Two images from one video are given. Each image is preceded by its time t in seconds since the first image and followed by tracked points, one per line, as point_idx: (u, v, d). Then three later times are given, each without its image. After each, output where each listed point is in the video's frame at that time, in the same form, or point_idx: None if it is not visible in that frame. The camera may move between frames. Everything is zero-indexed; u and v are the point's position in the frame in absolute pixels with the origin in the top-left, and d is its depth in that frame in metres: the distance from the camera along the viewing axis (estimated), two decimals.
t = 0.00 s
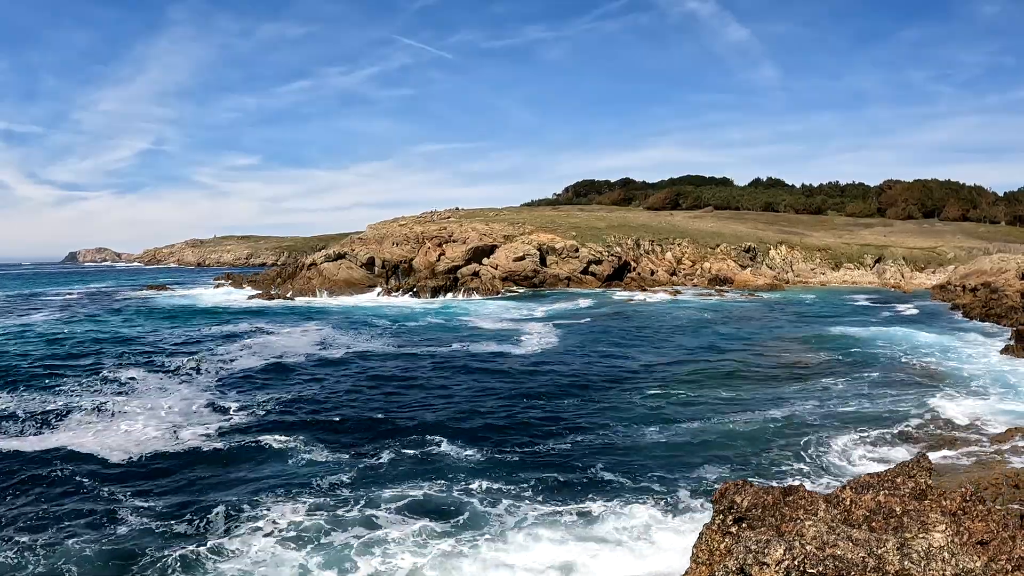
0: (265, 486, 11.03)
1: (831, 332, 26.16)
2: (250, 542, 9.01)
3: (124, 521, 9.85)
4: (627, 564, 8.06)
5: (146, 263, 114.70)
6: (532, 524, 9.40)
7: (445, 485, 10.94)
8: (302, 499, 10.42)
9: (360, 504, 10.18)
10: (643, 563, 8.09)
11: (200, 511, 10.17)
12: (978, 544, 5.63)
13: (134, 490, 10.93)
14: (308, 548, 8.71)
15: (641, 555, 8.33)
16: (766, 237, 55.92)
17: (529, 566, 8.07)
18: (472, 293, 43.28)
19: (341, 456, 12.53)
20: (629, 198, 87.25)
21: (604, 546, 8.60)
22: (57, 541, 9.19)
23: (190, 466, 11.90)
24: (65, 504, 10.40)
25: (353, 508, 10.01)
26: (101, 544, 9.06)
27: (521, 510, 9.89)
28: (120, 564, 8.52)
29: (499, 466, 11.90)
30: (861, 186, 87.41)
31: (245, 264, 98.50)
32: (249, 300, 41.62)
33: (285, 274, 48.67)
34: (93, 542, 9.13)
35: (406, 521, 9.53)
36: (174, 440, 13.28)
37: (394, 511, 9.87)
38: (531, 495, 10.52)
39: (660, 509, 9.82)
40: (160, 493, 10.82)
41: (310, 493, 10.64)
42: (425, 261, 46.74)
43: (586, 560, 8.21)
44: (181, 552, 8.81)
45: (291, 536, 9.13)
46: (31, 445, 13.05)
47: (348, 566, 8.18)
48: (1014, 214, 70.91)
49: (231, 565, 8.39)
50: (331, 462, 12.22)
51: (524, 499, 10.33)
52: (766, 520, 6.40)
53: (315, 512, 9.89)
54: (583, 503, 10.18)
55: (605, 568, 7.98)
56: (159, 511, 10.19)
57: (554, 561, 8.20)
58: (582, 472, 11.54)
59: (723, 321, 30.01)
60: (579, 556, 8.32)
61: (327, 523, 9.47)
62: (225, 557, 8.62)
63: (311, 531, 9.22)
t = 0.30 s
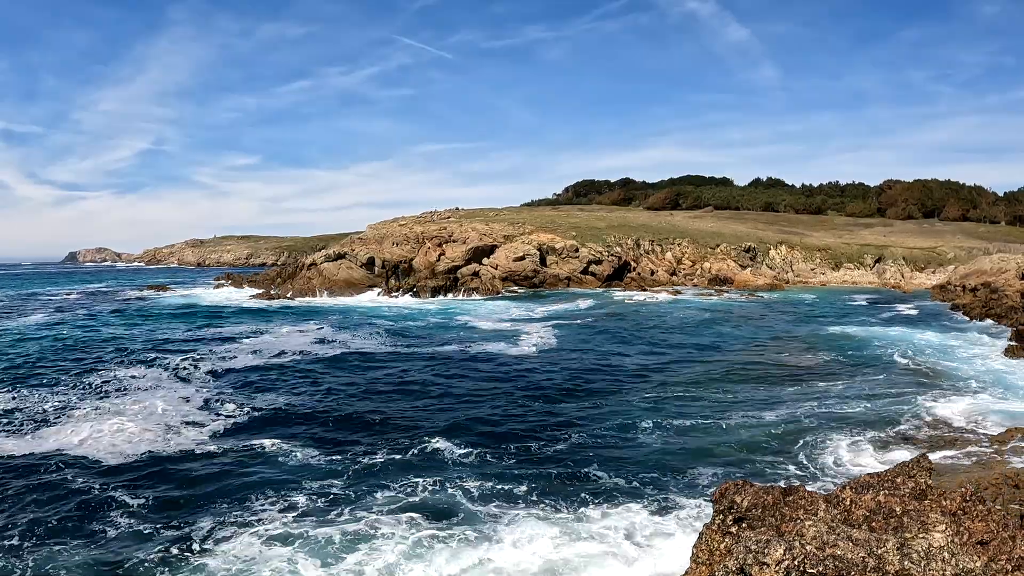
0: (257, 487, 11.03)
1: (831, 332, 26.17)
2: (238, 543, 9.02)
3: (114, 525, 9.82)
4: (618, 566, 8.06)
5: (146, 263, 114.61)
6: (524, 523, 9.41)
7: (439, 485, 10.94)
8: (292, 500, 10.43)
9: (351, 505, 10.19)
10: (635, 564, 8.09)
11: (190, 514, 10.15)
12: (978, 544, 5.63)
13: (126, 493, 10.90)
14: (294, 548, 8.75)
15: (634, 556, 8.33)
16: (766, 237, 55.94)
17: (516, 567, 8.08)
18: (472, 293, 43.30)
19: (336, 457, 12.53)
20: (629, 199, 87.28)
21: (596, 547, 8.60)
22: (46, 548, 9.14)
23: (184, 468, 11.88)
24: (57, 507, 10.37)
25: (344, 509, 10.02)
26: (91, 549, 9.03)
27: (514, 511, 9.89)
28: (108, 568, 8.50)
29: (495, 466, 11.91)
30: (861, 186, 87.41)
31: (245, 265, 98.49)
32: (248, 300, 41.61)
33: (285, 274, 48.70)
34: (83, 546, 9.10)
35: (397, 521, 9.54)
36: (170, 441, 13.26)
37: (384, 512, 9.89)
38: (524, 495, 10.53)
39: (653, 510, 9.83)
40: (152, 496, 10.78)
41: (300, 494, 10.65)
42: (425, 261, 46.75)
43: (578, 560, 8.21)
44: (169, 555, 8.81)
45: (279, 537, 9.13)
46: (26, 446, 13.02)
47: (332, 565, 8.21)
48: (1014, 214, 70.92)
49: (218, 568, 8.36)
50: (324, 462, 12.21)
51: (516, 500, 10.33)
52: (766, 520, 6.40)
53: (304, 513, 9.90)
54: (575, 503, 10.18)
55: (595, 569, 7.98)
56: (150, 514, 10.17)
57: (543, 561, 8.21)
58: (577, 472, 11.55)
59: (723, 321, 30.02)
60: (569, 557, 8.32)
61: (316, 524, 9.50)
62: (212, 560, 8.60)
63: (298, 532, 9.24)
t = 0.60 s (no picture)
0: (249, 489, 11.02)
1: (831, 332, 26.17)
2: (229, 546, 9.01)
3: (105, 527, 9.79)
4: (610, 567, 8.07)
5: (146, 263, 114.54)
6: (518, 525, 9.41)
7: (433, 486, 10.94)
8: (283, 503, 10.41)
9: (344, 507, 10.17)
10: (628, 565, 8.10)
11: (181, 516, 10.13)
12: (978, 544, 5.62)
13: (118, 494, 10.88)
14: (284, 551, 8.74)
15: (627, 557, 8.33)
16: (766, 237, 55.93)
17: (507, 568, 8.09)
18: (472, 293, 43.30)
19: (330, 458, 12.51)
20: (629, 198, 87.26)
21: (588, 547, 8.62)
22: (36, 551, 9.09)
23: (178, 470, 11.85)
24: (49, 510, 10.33)
25: (336, 511, 10.01)
26: (81, 551, 9.00)
27: (507, 512, 9.89)
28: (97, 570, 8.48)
29: (491, 467, 11.90)
30: (860, 186, 87.43)
31: (245, 265, 98.48)
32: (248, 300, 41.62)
33: (285, 274, 48.75)
34: (73, 549, 9.07)
35: (389, 523, 9.53)
36: (167, 442, 13.25)
37: (376, 514, 9.88)
38: (519, 495, 10.53)
39: (647, 510, 9.84)
40: (145, 497, 10.76)
41: (292, 497, 10.63)
42: (425, 261, 46.75)
43: (569, 561, 8.23)
44: (159, 559, 8.79)
45: (270, 540, 9.12)
46: (21, 446, 13.00)
47: (322, 568, 8.20)
48: (1014, 214, 70.92)
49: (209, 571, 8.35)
50: (318, 464, 12.20)
51: (510, 500, 10.34)
52: (766, 520, 6.40)
53: (295, 515, 9.89)
54: (569, 504, 10.18)
55: (586, 570, 8.00)
56: (142, 516, 10.14)
57: (534, 562, 8.22)
58: (572, 472, 11.55)
59: (723, 321, 30.00)
60: (560, 557, 8.33)
61: (307, 527, 9.49)
62: (202, 563, 8.58)
63: (289, 535, 9.24)
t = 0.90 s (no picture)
0: (240, 489, 11.04)
1: (830, 332, 26.15)
2: (218, 549, 8.99)
3: (93, 526, 9.80)
4: (601, 566, 8.11)
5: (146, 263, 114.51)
6: (511, 525, 9.44)
7: (426, 487, 10.96)
8: (274, 504, 10.42)
9: (336, 508, 10.18)
10: (622, 565, 8.13)
11: (171, 516, 10.15)
12: (978, 544, 5.62)
13: (108, 493, 10.89)
14: (273, 554, 8.73)
15: (620, 556, 8.36)
16: (766, 237, 55.94)
17: (498, 569, 8.09)
18: (472, 294, 43.30)
19: (323, 458, 12.50)
20: (629, 198, 87.25)
21: (581, 547, 8.65)
22: (25, 550, 9.10)
23: (171, 470, 11.85)
24: (39, 509, 10.34)
25: (329, 512, 10.02)
26: (69, 552, 9.00)
27: (500, 512, 9.91)
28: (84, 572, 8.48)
29: (486, 467, 11.92)
30: (860, 186, 87.44)
31: (245, 265, 98.52)
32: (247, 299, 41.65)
33: (285, 274, 48.85)
34: (62, 549, 9.08)
35: (382, 524, 9.55)
36: (162, 441, 13.25)
37: (369, 515, 9.88)
38: (512, 495, 10.56)
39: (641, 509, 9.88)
40: (135, 497, 10.78)
41: (283, 498, 10.63)
42: (425, 261, 46.75)
43: (559, 560, 8.26)
44: (147, 561, 8.77)
45: (260, 542, 9.13)
46: (15, 446, 13.01)
47: (312, 571, 8.19)
48: (1014, 214, 70.92)
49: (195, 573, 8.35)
50: (311, 464, 12.21)
51: (503, 500, 10.37)
52: (766, 520, 6.39)
53: (286, 517, 9.90)
54: (563, 504, 10.20)
55: (577, 569, 8.04)
56: (131, 516, 10.15)
57: (525, 562, 8.24)
58: (568, 472, 11.57)
59: (722, 321, 30.02)
60: (551, 556, 8.37)
61: (298, 528, 9.50)
62: (190, 565, 8.58)
63: (279, 537, 9.24)
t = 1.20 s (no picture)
0: (233, 489, 11.05)
1: (830, 332, 26.14)
2: (209, 550, 9.00)
3: (84, 526, 9.81)
4: (596, 567, 8.10)
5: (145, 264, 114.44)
6: (503, 525, 9.46)
7: (420, 487, 10.97)
8: (266, 503, 10.44)
9: (328, 508, 10.20)
10: (619, 567, 8.11)
11: (161, 515, 10.17)
12: (978, 544, 5.61)
13: (100, 493, 10.90)
14: (262, 555, 8.76)
15: (616, 558, 8.35)
16: (766, 237, 55.93)
17: (489, 570, 8.12)
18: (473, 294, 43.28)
19: (318, 459, 12.49)
20: (629, 198, 87.22)
21: (572, 548, 8.66)
22: (17, 551, 9.10)
23: (165, 470, 11.84)
24: (32, 509, 10.34)
25: (321, 512, 10.04)
26: (59, 552, 9.01)
27: (492, 513, 9.92)
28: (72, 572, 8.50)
29: (482, 468, 11.91)
30: (860, 186, 87.43)
31: (245, 265, 98.63)
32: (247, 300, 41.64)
33: (285, 274, 48.93)
34: (54, 548, 9.10)
35: (375, 524, 9.57)
36: (159, 441, 13.24)
37: (361, 515, 9.90)
38: (507, 496, 10.58)
39: (635, 510, 9.90)
40: (128, 496, 10.80)
41: (276, 498, 10.64)
42: (425, 261, 46.72)
43: (551, 561, 8.26)
44: (135, 561, 8.80)
45: (250, 542, 9.16)
46: (11, 447, 13.01)
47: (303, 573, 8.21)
48: (1014, 214, 70.92)
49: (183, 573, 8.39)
50: (305, 464, 12.22)
51: (496, 501, 10.39)
52: (766, 520, 6.39)
53: (276, 517, 9.93)
54: (558, 504, 10.18)
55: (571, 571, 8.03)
56: (123, 515, 10.16)
57: (515, 563, 8.26)
58: (565, 473, 11.58)
59: (722, 321, 30.03)
60: (543, 556, 8.40)
61: (289, 528, 9.53)
62: (178, 565, 8.62)
63: (268, 537, 9.27)
